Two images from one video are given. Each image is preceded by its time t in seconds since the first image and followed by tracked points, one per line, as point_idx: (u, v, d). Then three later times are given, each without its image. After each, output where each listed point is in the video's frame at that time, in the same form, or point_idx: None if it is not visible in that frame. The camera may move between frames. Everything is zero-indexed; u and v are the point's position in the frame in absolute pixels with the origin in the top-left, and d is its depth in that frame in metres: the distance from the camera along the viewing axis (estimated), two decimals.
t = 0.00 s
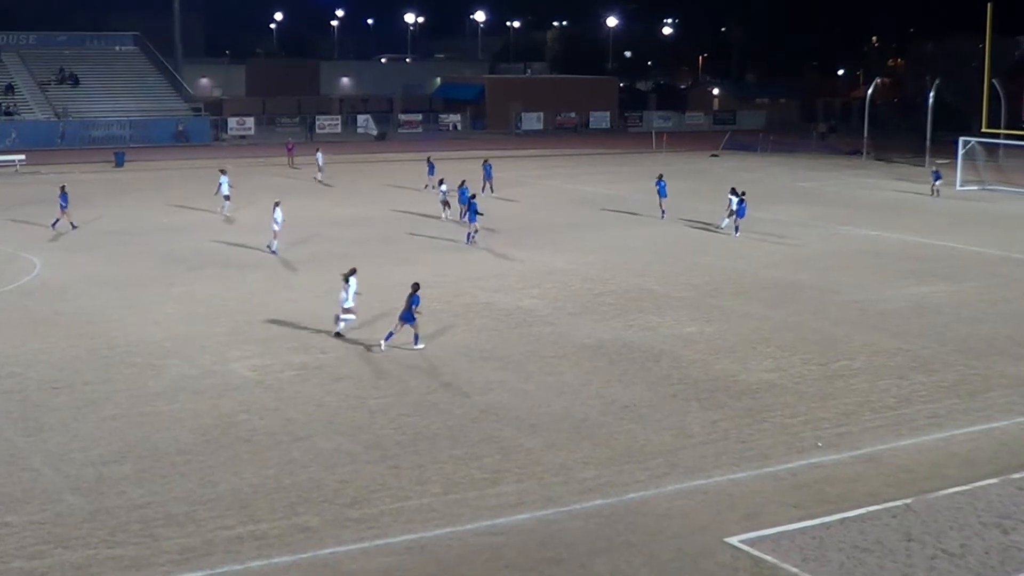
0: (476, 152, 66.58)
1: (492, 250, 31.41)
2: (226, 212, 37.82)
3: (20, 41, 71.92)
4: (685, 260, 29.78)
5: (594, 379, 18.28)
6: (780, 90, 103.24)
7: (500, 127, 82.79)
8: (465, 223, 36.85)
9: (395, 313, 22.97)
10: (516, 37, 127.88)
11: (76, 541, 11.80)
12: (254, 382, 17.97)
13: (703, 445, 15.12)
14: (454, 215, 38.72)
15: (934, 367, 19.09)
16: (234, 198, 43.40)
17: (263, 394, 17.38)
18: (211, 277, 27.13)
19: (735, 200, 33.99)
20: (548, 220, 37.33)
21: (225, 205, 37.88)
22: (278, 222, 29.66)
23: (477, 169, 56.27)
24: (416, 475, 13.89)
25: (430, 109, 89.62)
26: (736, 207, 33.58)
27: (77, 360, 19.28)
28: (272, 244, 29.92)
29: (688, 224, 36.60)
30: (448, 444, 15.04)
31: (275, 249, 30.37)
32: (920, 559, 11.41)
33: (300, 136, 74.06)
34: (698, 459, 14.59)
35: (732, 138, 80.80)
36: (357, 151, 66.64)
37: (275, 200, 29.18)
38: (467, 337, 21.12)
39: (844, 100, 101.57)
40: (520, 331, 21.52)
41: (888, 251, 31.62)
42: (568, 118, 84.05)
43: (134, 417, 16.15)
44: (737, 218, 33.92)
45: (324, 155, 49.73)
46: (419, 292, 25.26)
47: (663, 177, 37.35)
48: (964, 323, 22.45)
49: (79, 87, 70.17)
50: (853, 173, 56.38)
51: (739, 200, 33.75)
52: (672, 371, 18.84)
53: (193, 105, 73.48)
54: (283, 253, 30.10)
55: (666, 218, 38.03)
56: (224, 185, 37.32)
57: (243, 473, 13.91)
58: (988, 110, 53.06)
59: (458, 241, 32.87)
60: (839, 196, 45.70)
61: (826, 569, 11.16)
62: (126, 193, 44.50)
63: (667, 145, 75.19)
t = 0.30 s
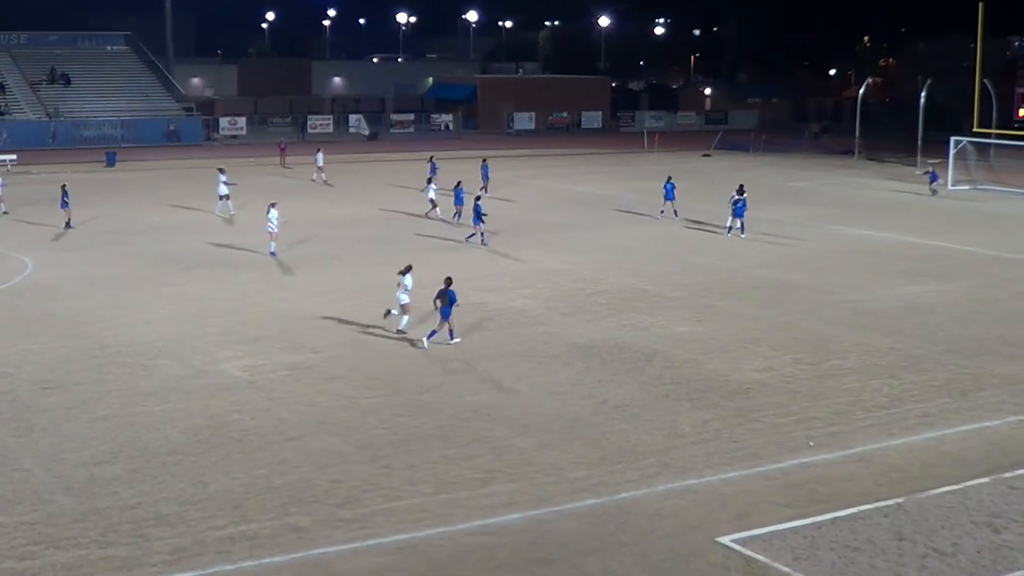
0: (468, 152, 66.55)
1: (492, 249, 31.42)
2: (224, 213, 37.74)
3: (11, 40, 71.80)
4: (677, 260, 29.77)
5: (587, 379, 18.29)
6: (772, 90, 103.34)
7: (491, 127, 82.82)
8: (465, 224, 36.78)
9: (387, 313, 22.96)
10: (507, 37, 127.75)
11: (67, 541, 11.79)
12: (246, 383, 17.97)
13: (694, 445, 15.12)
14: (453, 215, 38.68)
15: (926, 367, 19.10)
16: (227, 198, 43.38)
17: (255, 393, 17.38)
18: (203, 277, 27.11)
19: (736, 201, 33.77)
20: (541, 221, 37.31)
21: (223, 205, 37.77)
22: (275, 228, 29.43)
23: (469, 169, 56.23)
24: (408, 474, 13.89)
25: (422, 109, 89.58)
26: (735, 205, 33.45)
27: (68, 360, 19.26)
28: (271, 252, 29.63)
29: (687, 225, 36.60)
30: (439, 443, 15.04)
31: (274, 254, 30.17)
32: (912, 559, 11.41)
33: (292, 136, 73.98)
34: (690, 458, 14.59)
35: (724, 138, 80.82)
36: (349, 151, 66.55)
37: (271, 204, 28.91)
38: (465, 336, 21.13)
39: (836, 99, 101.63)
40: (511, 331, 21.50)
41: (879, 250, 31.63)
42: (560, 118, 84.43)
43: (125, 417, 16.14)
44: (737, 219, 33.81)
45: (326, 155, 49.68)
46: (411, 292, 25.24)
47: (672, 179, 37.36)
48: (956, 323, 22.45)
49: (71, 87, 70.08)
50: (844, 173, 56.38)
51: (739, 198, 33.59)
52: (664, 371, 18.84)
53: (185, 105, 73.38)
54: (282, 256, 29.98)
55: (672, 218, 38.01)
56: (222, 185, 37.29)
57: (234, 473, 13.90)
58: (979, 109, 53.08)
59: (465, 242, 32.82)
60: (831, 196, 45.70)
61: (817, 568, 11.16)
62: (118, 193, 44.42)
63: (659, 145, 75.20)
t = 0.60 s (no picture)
0: (446, 152, 66.48)
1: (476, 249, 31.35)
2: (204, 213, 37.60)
3: None
4: (655, 259, 29.76)
5: (565, 378, 18.28)
6: (750, 89, 103.49)
7: (469, 126, 82.71)
8: (448, 223, 36.65)
9: (364, 313, 22.92)
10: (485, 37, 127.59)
11: (44, 542, 11.74)
12: (223, 383, 17.93)
13: (672, 444, 15.13)
14: (436, 215, 38.51)
15: (902, 366, 19.15)
16: (205, 197, 43.23)
17: (233, 393, 17.35)
18: (180, 277, 27.01)
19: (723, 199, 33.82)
20: (519, 221, 37.27)
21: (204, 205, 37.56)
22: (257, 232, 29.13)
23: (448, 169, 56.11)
24: (386, 474, 13.87)
25: (400, 109, 89.49)
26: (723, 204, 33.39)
27: (44, 360, 19.18)
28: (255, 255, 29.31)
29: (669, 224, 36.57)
30: (417, 443, 15.03)
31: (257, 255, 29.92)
32: (889, 557, 11.46)
33: (269, 135, 73.74)
34: (668, 457, 14.61)
35: (702, 138, 80.85)
36: (328, 151, 66.39)
37: (252, 206, 28.62)
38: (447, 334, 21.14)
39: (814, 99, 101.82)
40: (489, 332, 21.48)
41: (856, 250, 31.67)
42: (538, 118, 84.11)
43: (102, 418, 16.09)
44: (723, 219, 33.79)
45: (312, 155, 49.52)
46: (388, 292, 25.20)
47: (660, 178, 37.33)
48: (933, 322, 22.49)
49: (47, 86, 69.76)
50: (821, 172, 56.43)
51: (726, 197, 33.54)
52: (642, 370, 18.85)
53: (161, 104, 73.09)
54: (265, 256, 29.79)
55: (659, 218, 37.94)
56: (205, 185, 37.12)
57: (212, 473, 13.87)
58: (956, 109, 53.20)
59: (451, 242, 32.65)
60: (809, 195, 45.75)
61: (794, 566, 11.19)
62: (95, 193, 44.22)
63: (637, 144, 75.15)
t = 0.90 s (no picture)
0: (417, 152, 66.49)
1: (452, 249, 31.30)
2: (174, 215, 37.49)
3: None
4: (625, 260, 29.79)
5: (537, 378, 18.30)
6: (719, 89, 103.80)
7: (439, 127, 82.58)
8: (421, 224, 36.56)
9: (335, 314, 22.89)
10: (455, 37, 127.60)
11: (12, 546, 11.67)
12: (193, 384, 17.90)
13: (644, 443, 15.16)
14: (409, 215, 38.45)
15: (872, 364, 19.25)
16: (174, 198, 43.12)
17: (203, 395, 17.30)
18: (150, 279, 26.93)
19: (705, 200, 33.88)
20: (490, 221, 37.26)
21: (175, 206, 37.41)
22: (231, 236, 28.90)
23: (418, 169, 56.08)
24: (357, 475, 13.84)
25: (369, 109, 89.40)
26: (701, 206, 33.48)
27: (13, 362, 19.10)
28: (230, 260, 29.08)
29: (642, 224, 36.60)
30: (388, 444, 15.02)
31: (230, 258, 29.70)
32: (859, 554, 11.49)
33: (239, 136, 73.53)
34: (639, 456, 14.64)
35: (672, 138, 80.98)
36: (297, 151, 66.30)
37: (226, 210, 28.39)
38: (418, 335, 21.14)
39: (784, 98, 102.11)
40: (459, 331, 21.47)
41: (825, 249, 31.79)
42: (508, 118, 83.67)
43: (71, 420, 16.02)
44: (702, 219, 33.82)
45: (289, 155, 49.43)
46: (359, 293, 25.19)
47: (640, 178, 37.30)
48: (903, 321, 22.60)
49: (15, 87, 69.47)
50: (790, 172, 56.56)
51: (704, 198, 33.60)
52: (612, 369, 18.88)
53: (131, 105, 72.84)
54: (237, 258, 29.65)
55: (640, 218, 37.92)
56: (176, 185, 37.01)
57: (183, 474, 13.84)
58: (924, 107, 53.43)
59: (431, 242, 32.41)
60: (778, 195, 45.88)
61: (765, 564, 11.22)
62: (65, 194, 44.09)
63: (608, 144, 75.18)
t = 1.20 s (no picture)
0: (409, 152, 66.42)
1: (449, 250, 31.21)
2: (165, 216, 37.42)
3: None
4: (617, 259, 29.78)
5: (529, 378, 18.29)
6: (710, 88, 103.88)
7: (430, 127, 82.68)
8: (416, 223, 36.49)
9: (327, 314, 22.87)
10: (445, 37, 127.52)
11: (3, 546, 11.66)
12: (184, 384, 17.88)
13: (635, 443, 15.16)
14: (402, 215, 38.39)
15: (864, 364, 19.26)
16: (165, 198, 43.06)
17: (194, 395, 17.27)
18: (140, 278, 26.89)
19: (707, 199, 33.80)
20: (482, 221, 37.21)
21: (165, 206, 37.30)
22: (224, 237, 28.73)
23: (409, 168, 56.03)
24: (349, 475, 13.84)
25: (360, 109, 89.29)
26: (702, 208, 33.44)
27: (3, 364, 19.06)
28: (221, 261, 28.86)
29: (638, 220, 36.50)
30: (379, 444, 15.02)
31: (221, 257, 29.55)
32: (851, 554, 11.50)
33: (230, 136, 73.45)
34: (630, 456, 14.65)
35: (663, 138, 80.97)
36: (288, 151, 66.24)
37: (217, 210, 28.18)
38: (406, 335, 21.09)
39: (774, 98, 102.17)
40: (451, 331, 21.45)
41: (816, 249, 31.83)
42: (499, 118, 83.99)
43: (62, 421, 16.00)
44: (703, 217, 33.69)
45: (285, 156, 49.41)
46: (350, 292, 25.18)
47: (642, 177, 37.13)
48: (893, 320, 22.62)
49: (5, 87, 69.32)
50: (782, 172, 56.60)
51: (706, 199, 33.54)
52: (605, 369, 18.88)
53: (121, 105, 72.71)
54: (228, 258, 29.55)
55: (643, 218, 37.79)
56: (166, 186, 36.86)
57: (174, 475, 13.82)
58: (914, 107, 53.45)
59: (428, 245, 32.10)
60: (769, 194, 45.86)
61: (757, 564, 11.23)
62: (56, 194, 44.01)
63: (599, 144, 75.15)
